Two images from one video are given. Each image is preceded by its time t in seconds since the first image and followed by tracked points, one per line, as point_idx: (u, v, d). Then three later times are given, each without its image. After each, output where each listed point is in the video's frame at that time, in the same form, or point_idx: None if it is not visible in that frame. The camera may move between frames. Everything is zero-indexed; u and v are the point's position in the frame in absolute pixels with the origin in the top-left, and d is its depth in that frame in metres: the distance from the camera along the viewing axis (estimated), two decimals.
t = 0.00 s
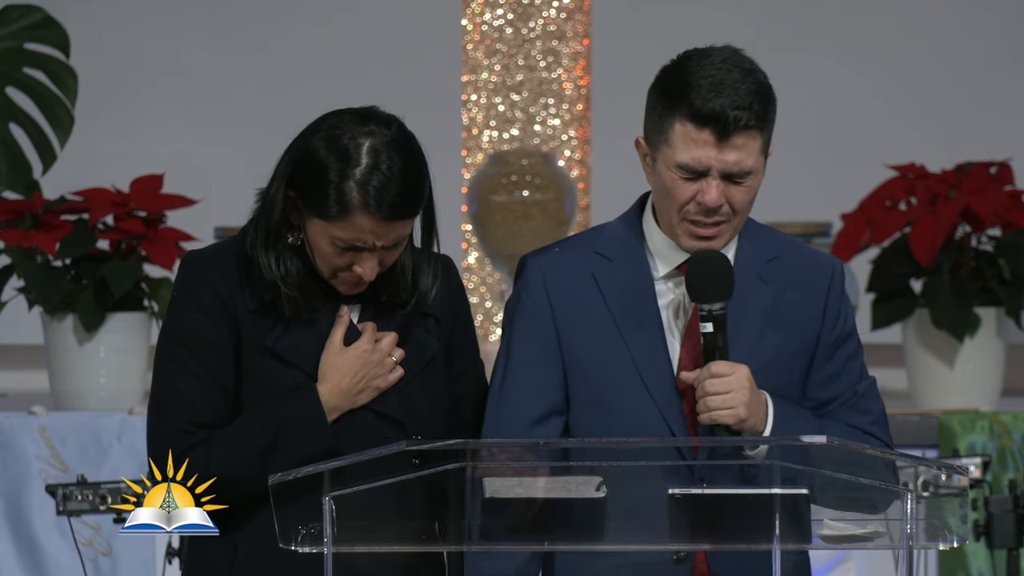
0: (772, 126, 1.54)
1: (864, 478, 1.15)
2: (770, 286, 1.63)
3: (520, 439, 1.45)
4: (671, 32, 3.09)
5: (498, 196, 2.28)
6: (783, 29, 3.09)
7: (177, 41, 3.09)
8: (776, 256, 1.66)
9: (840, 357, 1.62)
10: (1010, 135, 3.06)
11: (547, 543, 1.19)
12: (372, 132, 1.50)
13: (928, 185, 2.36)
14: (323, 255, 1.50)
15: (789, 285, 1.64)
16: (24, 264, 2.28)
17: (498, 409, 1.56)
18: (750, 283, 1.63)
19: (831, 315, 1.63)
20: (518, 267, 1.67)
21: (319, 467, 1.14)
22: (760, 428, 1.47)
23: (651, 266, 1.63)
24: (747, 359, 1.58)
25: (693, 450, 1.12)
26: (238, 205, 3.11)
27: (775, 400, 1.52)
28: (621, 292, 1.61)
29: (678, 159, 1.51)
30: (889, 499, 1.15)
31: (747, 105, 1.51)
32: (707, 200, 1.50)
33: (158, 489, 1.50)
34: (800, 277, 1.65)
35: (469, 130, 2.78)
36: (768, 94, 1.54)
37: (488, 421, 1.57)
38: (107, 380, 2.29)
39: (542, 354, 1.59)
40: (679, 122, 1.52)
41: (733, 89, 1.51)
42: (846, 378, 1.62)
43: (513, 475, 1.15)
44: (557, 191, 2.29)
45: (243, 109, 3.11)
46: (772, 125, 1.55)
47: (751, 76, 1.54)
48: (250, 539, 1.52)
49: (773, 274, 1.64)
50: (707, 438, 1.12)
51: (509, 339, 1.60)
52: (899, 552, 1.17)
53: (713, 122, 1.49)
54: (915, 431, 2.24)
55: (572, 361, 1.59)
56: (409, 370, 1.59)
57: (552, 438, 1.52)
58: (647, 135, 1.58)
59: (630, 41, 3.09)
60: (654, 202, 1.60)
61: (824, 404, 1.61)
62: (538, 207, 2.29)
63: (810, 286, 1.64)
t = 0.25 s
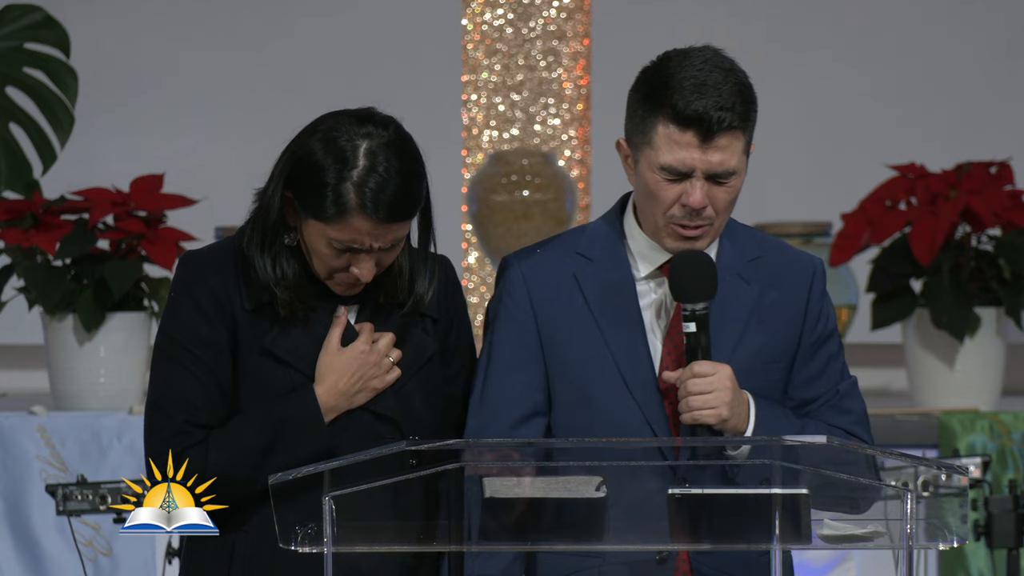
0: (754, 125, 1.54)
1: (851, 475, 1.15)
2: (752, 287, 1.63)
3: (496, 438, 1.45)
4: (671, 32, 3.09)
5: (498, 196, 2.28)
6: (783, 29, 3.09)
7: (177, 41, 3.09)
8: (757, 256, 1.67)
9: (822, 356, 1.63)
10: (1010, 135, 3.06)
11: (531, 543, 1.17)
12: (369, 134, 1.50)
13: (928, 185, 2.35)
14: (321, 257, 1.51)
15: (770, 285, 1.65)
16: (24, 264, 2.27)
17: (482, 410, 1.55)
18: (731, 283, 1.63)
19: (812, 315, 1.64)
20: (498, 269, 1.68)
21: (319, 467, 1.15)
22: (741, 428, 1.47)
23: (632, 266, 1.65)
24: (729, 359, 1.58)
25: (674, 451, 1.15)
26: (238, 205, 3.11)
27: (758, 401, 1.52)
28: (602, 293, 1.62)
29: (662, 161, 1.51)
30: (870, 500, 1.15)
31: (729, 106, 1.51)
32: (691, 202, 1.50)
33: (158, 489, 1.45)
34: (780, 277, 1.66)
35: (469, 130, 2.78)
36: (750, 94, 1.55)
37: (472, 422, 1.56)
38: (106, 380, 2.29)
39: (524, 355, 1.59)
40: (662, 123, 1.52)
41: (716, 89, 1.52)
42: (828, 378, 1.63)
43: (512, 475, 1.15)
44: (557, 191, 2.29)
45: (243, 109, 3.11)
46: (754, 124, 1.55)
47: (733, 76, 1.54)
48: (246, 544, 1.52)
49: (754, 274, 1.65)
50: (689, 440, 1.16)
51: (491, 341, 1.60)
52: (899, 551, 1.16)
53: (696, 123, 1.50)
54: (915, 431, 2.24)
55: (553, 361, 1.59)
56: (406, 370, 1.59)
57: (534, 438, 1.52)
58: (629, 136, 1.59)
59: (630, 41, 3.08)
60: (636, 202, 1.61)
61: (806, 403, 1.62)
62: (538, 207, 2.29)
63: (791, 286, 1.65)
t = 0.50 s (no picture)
0: (730, 129, 1.54)
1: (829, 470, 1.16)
2: (730, 287, 1.63)
3: (476, 440, 1.45)
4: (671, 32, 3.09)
5: (498, 196, 2.28)
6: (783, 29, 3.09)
7: (177, 41, 3.09)
8: (736, 255, 1.66)
9: (802, 355, 1.64)
10: (1010, 135, 3.06)
11: (517, 543, 1.16)
12: (366, 133, 1.50)
13: (928, 185, 2.35)
14: (319, 257, 1.51)
15: (748, 285, 1.64)
16: (24, 264, 2.27)
17: (462, 410, 1.56)
18: (711, 283, 1.63)
19: (792, 314, 1.64)
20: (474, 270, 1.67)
21: (319, 466, 1.16)
22: (723, 428, 1.48)
23: (610, 267, 1.63)
24: (709, 360, 1.58)
25: (656, 451, 1.17)
26: (238, 205, 3.11)
27: (739, 402, 1.53)
28: (580, 294, 1.61)
29: (636, 163, 1.51)
30: (851, 497, 1.15)
31: (705, 109, 1.51)
32: (666, 205, 1.50)
33: (158, 489, 1.45)
34: (759, 276, 1.65)
35: (469, 130, 2.78)
36: (727, 97, 1.54)
37: (451, 423, 1.57)
38: (106, 381, 2.28)
39: (504, 357, 1.59)
40: (637, 126, 1.52)
41: (692, 93, 1.51)
42: (807, 377, 1.63)
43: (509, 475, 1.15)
44: (557, 191, 2.29)
45: (243, 109, 3.11)
46: (730, 128, 1.55)
47: (709, 80, 1.54)
48: (243, 545, 1.52)
49: (734, 273, 1.65)
50: (671, 441, 1.20)
51: (471, 343, 1.60)
52: (899, 552, 1.16)
53: (671, 126, 1.49)
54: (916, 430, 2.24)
55: (533, 362, 1.59)
56: (403, 371, 1.59)
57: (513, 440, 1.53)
58: (605, 138, 1.58)
59: (630, 41, 3.08)
60: (612, 203, 1.60)
61: (785, 402, 1.63)
62: (538, 207, 2.29)
63: (769, 285, 1.65)
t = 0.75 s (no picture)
0: (717, 130, 1.54)
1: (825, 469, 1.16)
2: (718, 286, 1.63)
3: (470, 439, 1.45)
4: (672, 33, 3.09)
5: (498, 196, 2.28)
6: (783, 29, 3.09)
7: (178, 41, 3.09)
8: (723, 255, 1.66)
9: (790, 354, 1.64)
10: (1010, 134, 3.06)
11: (508, 544, 1.17)
12: (366, 132, 1.50)
13: (928, 185, 2.35)
14: (319, 256, 1.51)
15: (735, 286, 1.64)
16: (24, 264, 2.28)
17: (452, 409, 1.55)
18: (699, 283, 1.62)
19: (779, 313, 1.64)
20: (463, 272, 1.68)
21: (319, 467, 1.16)
22: (713, 428, 1.48)
23: (599, 267, 1.64)
24: (699, 359, 1.58)
25: (645, 451, 1.17)
26: (238, 205, 3.11)
27: (728, 402, 1.52)
28: (569, 295, 1.61)
29: (623, 164, 1.51)
30: (840, 495, 1.15)
31: (691, 110, 1.51)
32: (652, 206, 1.50)
33: (157, 489, 1.45)
34: (746, 276, 1.65)
35: (469, 130, 2.79)
36: (714, 98, 1.54)
37: (441, 422, 1.57)
38: (106, 380, 2.28)
39: (492, 357, 1.59)
40: (624, 127, 1.52)
41: (678, 94, 1.51)
42: (794, 376, 1.64)
43: (507, 475, 1.15)
44: (557, 191, 2.29)
45: (243, 109, 3.11)
46: (717, 129, 1.55)
47: (696, 81, 1.54)
48: (241, 545, 1.52)
49: (721, 273, 1.65)
50: (661, 441, 1.20)
51: (459, 344, 1.59)
52: (899, 551, 1.16)
53: (657, 128, 1.49)
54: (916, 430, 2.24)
55: (522, 362, 1.59)
56: (402, 371, 1.59)
57: (503, 439, 1.52)
58: (593, 138, 1.58)
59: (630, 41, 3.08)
60: (600, 204, 1.60)
61: (774, 401, 1.63)
62: (538, 207, 2.29)
63: (756, 285, 1.65)
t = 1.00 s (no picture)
0: (714, 129, 1.54)
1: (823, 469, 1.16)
2: (714, 285, 1.63)
3: (468, 439, 1.45)
4: (671, 32, 3.09)
5: (498, 196, 2.28)
6: (783, 29, 3.09)
7: (177, 41, 3.09)
8: (719, 254, 1.66)
9: (786, 353, 1.64)
10: (1010, 135, 3.06)
11: (506, 544, 1.16)
12: (367, 133, 1.50)
13: (928, 185, 2.35)
14: (319, 257, 1.51)
15: (732, 285, 1.64)
16: (24, 264, 2.27)
17: (448, 408, 1.56)
18: (696, 283, 1.62)
19: (775, 313, 1.64)
20: (461, 271, 1.67)
21: (320, 467, 1.16)
22: (710, 428, 1.48)
23: (596, 268, 1.63)
24: (696, 358, 1.58)
25: (644, 451, 1.17)
26: (238, 205, 3.11)
27: (726, 401, 1.52)
28: (565, 295, 1.61)
29: (623, 165, 1.51)
30: (836, 495, 1.15)
31: (689, 110, 1.51)
32: (653, 206, 1.50)
33: (158, 489, 1.45)
34: (742, 276, 1.65)
35: (469, 130, 2.81)
36: (710, 97, 1.54)
37: (439, 422, 1.57)
38: (107, 380, 2.28)
39: (488, 357, 1.58)
40: (622, 128, 1.51)
41: (675, 93, 1.51)
42: (790, 376, 1.63)
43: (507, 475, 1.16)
44: (557, 191, 2.29)
45: (243, 109, 3.11)
46: (714, 128, 1.55)
47: (692, 80, 1.54)
48: (241, 545, 1.52)
49: (718, 272, 1.64)
50: (660, 440, 1.20)
51: (455, 343, 1.59)
52: (900, 552, 1.16)
53: (656, 128, 1.49)
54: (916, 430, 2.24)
55: (519, 363, 1.59)
56: (402, 371, 1.59)
57: (499, 440, 1.52)
58: (590, 140, 1.58)
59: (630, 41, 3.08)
60: (598, 206, 1.60)
61: (770, 401, 1.63)
62: (538, 207, 2.29)
63: (752, 284, 1.65)
